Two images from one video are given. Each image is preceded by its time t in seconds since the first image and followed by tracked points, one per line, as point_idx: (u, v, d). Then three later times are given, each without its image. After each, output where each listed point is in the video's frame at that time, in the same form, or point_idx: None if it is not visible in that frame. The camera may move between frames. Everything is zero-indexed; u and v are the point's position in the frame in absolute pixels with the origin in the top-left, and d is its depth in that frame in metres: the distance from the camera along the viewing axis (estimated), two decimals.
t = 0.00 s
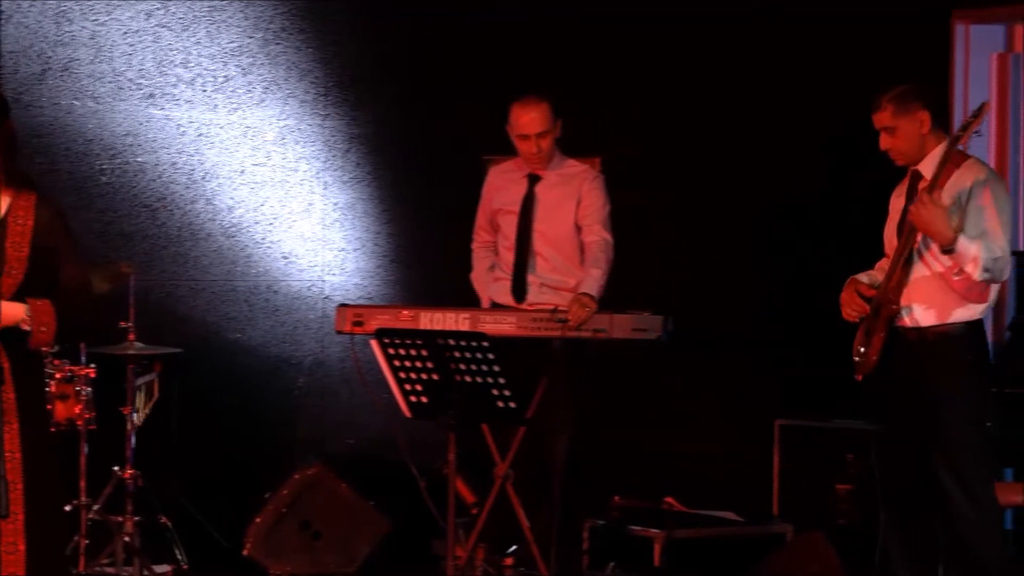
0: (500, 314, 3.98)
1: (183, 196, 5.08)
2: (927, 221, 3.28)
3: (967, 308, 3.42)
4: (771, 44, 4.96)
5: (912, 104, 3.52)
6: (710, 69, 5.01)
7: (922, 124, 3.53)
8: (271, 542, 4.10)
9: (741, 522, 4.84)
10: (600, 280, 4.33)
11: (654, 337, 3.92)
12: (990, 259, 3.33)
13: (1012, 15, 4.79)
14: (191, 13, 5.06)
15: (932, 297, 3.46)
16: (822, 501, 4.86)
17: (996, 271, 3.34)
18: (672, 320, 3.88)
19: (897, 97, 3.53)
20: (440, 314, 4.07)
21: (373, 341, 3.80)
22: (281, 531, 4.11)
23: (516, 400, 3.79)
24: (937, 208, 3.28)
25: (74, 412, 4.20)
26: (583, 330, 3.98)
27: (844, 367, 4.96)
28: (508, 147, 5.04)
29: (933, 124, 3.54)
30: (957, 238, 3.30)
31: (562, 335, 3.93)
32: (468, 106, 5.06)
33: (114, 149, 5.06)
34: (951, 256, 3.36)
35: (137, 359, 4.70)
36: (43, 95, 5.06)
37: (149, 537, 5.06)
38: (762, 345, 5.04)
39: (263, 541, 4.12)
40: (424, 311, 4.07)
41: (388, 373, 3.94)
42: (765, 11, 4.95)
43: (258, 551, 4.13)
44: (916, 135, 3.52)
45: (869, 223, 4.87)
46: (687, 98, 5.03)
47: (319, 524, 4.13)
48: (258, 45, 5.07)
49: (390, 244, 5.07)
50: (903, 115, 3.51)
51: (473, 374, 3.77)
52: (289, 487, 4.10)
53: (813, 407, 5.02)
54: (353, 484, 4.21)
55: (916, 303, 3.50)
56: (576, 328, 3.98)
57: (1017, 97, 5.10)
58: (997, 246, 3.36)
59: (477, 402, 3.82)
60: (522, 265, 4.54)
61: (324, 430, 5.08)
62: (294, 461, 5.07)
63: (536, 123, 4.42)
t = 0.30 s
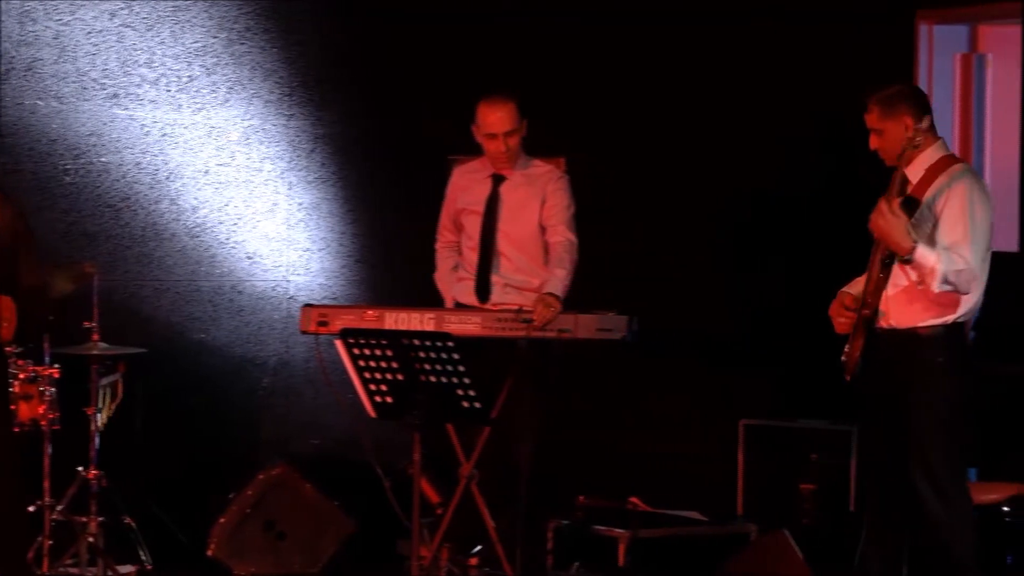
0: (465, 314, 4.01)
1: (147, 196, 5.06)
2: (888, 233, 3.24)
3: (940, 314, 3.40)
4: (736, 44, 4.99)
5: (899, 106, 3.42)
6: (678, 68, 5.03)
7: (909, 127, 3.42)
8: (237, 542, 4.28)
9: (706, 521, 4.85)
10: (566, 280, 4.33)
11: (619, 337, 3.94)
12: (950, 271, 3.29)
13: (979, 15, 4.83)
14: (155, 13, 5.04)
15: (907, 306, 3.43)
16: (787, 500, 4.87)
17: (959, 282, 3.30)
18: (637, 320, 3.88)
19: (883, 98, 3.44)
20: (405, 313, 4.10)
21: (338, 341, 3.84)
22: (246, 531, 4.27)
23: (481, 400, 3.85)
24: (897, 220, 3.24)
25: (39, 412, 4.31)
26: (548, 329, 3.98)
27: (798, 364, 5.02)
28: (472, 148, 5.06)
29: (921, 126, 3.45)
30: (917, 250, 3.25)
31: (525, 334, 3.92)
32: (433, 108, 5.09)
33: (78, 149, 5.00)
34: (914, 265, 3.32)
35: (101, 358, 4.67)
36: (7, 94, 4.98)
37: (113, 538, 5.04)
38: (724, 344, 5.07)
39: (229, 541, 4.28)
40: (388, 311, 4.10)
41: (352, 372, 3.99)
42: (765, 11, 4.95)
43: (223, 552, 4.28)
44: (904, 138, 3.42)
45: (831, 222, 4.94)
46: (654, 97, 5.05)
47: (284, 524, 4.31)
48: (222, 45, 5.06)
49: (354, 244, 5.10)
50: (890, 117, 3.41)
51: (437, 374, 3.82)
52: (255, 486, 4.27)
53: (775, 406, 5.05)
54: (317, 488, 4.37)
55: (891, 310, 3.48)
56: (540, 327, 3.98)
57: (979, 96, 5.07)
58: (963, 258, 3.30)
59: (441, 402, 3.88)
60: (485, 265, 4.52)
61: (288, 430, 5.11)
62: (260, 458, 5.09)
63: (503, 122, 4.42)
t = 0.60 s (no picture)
0: (436, 314, 3.95)
1: (118, 196, 5.06)
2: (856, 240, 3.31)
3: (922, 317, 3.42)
4: (699, 43, 5.02)
5: (882, 108, 3.46)
6: (651, 69, 5.05)
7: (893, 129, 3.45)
8: (208, 543, 4.23)
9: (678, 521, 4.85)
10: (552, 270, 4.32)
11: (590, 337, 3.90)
12: (922, 277, 3.29)
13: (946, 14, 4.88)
14: (126, 12, 5.03)
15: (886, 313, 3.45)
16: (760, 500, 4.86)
17: (932, 289, 3.30)
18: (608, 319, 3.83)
19: (867, 100, 3.48)
20: (377, 314, 4.03)
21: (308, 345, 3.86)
22: (217, 531, 4.22)
23: (452, 400, 3.87)
24: (866, 226, 3.30)
25: (10, 414, 4.34)
26: (519, 327, 3.89)
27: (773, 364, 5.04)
28: (443, 149, 5.08)
29: (907, 129, 3.47)
30: (886, 255, 3.29)
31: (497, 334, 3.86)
32: (405, 108, 5.11)
33: (49, 149, 5.01)
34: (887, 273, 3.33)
35: (73, 359, 4.62)
36: None
37: (84, 539, 5.02)
38: (695, 344, 5.09)
39: (200, 542, 4.23)
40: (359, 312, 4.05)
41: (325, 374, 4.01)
42: (766, 10, 4.97)
43: (195, 553, 4.24)
44: (887, 140, 3.45)
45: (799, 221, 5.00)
46: (626, 98, 5.07)
47: (256, 523, 4.24)
48: (193, 45, 5.05)
49: (326, 244, 5.12)
50: (872, 119, 3.45)
51: (408, 375, 3.85)
52: (227, 487, 4.22)
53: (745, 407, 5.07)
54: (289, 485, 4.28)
55: (874, 315, 3.52)
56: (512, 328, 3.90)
57: (950, 96, 5.07)
58: (936, 263, 3.31)
59: (413, 402, 3.90)
60: (456, 265, 4.49)
61: (261, 430, 5.10)
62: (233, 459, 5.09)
63: (471, 123, 4.39)
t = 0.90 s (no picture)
0: (404, 315, 3.93)
1: (85, 198, 5.04)
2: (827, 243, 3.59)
3: (900, 317, 3.61)
4: (665, 42, 5.03)
5: (861, 110, 3.66)
6: (620, 66, 5.05)
7: (870, 131, 3.66)
8: (177, 543, 4.32)
9: (645, 521, 4.89)
10: (548, 270, 4.42)
11: (560, 339, 3.81)
12: (892, 280, 3.52)
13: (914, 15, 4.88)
14: (94, 13, 5.04)
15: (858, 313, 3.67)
16: (729, 500, 4.86)
17: (902, 291, 3.53)
18: (578, 320, 3.78)
19: (846, 102, 3.68)
20: (345, 314, 4.00)
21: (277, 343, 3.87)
22: (186, 533, 4.32)
23: (420, 402, 3.90)
24: (836, 231, 3.58)
25: None
26: (486, 329, 3.86)
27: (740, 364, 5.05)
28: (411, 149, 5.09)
29: (884, 131, 3.67)
30: (856, 259, 3.55)
31: (465, 335, 3.83)
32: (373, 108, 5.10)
33: (16, 149, 5.02)
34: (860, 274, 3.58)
35: (39, 361, 4.58)
36: None
37: (51, 541, 4.99)
38: (663, 345, 5.09)
39: (169, 543, 4.32)
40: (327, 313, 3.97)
41: (291, 375, 4.03)
42: (750, 11, 4.95)
43: (163, 554, 4.32)
44: (864, 141, 3.66)
45: (769, 220, 5.00)
46: (594, 95, 5.08)
47: (224, 525, 4.35)
48: (161, 45, 5.05)
49: (294, 245, 5.10)
50: (850, 120, 3.65)
51: (378, 376, 3.88)
52: (195, 488, 4.33)
53: (714, 408, 5.06)
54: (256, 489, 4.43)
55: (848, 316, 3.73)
56: (481, 329, 3.88)
57: (918, 96, 5.04)
58: (906, 267, 3.53)
59: (381, 403, 3.93)
60: (422, 266, 4.48)
61: (228, 432, 5.10)
62: (201, 461, 5.10)
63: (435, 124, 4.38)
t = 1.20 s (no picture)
0: (378, 318, 3.94)
1: (59, 201, 5.03)
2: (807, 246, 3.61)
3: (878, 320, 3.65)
4: (637, 45, 5.03)
5: (843, 112, 3.69)
6: (588, 67, 5.06)
7: (850, 133, 3.69)
8: (150, 546, 4.32)
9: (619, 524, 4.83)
10: (525, 275, 4.39)
11: (534, 342, 3.85)
12: (871, 282, 3.56)
13: (888, 19, 4.85)
14: (67, 15, 5.02)
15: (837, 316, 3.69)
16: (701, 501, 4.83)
17: (881, 293, 3.56)
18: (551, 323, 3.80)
19: (827, 103, 3.71)
20: (320, 317, 4.01)
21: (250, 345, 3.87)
22: (160, 537, 4.32)
23: (394, 405, 3.86)
24: (817, 233, 3.60)
25: None
26: (461, 333, 3.88)
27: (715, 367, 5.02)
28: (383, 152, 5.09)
29: (865, 133, 3.71)
30: (836, 261, 3.58)
31: (440, 339, 3.84)
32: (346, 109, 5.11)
33: None
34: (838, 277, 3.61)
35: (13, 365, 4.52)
36: None
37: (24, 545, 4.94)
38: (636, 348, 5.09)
39: (142, 547, 4.32)
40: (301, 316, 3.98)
41: (265, 378, 4.02)
42: (722, 13, 4.94)
43: (137, 558, 4.31)
44: (844, 143, 3.70)
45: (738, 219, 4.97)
46: (566, 99, 5.09)
47: (197, 528, 4.34)
48: (135, 48, 5.06)
49: (267, 248, 5.13)
50: (832, 122, 3.69)
51: (352, 379, 3.86)
52: (168, 492, 4.33)
53: (687, 411, 5.05)
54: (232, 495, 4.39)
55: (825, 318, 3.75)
56: (455, 332, 3.89)
57: (891, 99, 5.08)
58: (885, 270, 3.57)
59: (356, 407, 3.91)
60: (396, 271, 4.45)
61: (201, 435, 5.14)
62: (175, 465, 5.12)
63: (412, 129, 4.32)
